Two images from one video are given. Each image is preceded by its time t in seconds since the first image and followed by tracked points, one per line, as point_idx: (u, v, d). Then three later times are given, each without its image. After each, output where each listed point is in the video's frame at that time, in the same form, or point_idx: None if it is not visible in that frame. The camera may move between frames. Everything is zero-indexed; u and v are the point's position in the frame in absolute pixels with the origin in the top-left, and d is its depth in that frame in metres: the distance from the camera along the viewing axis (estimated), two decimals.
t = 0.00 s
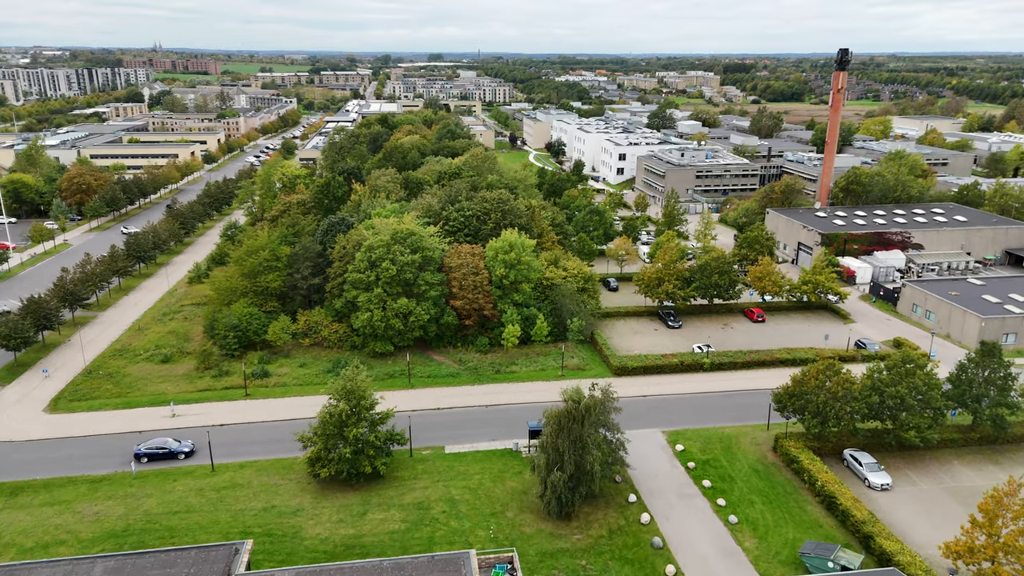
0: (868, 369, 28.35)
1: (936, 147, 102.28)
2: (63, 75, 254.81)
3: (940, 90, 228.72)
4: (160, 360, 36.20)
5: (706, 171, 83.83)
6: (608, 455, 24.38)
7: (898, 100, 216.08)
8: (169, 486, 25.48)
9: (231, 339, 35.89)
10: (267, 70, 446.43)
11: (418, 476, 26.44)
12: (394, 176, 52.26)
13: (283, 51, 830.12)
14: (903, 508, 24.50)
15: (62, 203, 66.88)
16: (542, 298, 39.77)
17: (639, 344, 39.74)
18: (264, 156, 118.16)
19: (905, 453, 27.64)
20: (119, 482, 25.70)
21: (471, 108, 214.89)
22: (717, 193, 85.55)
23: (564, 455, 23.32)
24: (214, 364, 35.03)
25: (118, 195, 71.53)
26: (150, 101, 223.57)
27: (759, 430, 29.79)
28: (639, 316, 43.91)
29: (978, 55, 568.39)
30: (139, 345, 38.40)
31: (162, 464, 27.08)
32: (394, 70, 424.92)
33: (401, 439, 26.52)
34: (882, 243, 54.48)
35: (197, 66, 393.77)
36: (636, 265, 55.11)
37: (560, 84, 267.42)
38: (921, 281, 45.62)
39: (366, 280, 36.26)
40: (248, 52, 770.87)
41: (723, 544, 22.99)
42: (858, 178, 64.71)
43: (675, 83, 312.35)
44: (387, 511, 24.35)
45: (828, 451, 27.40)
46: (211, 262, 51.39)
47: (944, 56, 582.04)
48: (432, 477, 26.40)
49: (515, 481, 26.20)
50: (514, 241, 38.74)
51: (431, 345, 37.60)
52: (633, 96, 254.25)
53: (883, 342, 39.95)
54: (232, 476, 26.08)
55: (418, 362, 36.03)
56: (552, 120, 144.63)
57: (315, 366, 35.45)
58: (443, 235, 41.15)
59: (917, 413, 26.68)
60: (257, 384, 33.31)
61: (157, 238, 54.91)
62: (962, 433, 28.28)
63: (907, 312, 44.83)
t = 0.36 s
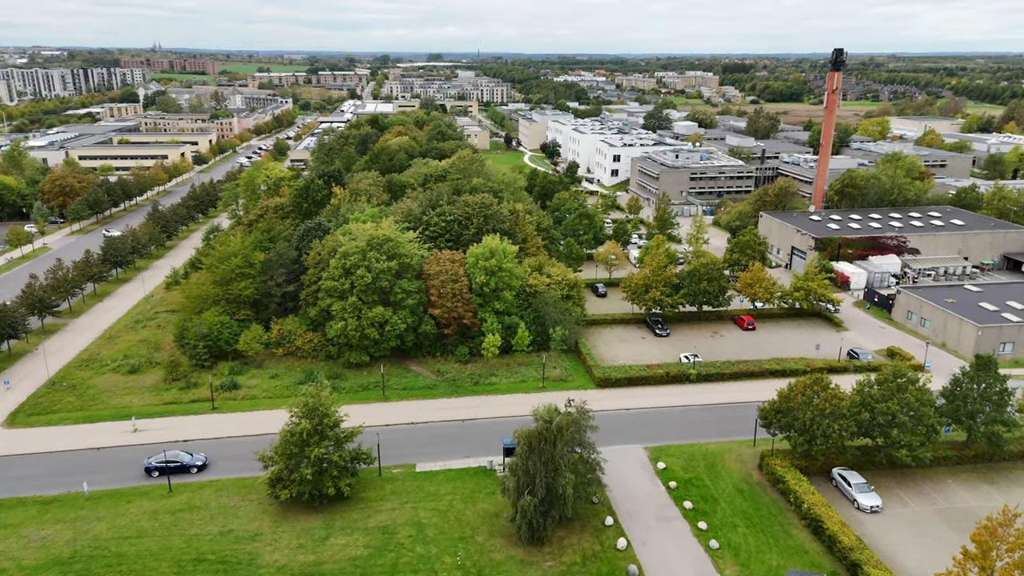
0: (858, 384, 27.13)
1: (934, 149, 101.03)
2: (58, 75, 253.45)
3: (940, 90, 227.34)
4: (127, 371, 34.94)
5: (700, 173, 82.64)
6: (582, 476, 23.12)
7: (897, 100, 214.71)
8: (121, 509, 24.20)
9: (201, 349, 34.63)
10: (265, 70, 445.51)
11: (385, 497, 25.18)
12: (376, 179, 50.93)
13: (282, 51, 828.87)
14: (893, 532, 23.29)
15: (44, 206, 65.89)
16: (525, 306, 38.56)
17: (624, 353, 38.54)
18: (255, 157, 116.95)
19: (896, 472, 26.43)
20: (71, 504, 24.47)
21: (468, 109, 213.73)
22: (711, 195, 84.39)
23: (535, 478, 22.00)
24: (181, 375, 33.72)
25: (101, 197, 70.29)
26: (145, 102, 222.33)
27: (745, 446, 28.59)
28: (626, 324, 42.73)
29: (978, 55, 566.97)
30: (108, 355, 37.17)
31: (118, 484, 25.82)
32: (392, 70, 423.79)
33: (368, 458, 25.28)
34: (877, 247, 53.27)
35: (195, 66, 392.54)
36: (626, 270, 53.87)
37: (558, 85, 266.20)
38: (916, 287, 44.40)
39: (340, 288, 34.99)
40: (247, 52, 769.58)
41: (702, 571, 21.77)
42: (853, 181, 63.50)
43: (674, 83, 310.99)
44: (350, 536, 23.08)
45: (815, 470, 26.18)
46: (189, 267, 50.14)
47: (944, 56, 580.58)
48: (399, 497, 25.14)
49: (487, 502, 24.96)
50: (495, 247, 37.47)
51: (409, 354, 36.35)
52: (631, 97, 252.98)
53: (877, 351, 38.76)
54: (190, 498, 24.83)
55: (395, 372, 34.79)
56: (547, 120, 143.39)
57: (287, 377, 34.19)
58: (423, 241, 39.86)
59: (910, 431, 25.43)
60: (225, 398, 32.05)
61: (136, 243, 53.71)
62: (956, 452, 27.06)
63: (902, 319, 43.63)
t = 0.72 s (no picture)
0: (846, 401, 25.88)
1: (933, 150, 99.75)
2: (52, 75, 251.91)
3: (940, 90, 226.08)
4: (92, 383, 33.66)
5: (694, 175, 81.43)
6: (556, 501, 21.92)
7: (897, 100, 213.43)
8: (70, 534, 22.91)
9: (169, 360, 33.36)
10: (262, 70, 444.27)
11: (349, 520, 23.90)
12: (359, 182, 49.69)
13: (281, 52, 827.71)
14: (884, 559, 22.02)
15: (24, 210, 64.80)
16: (507, 314, 37.35)
17: (609, 363, 37.29)
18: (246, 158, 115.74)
19: (887, 494, 25.20)
20: (17, 529, 23.18)
21: (465, 109, 212.53)
22: (706, 198, 83.17)
23: (503, 505, 20.73)
24: (147, 388, 32.45)
25: (84, 199, 69.10)
26: (139, 102, 221.14)
27: (730, 464, 27.35)
28: (613, 333, 41.49)
29: (978, 55, 565.26)
30: (74, 365, 35.88)
31: (68, 506, 24.53)
32: (390, 70, 422.67)
33: (332, 479, 24.00)
34: (872, 252, 52.03)
35: (192, 66, 391.24)
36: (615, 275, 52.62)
37: (556, 85, 265.14)
38: (912, 294, 43.18)
39: (313, 297, 33.72)
40: (245, 53, 768.38)
41: None
42: (849, 184, 62.26)
43: (672, 83, 309.77)
44: (310, 563, 21.79)
45: (802, 491, 24.95)
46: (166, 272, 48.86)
47: (944, 56, 579.32)
48: (365, 520, 23.87)
49: (456, 525, 23.68)
50: (476, 254, 36.21)
51: (385, 365, 35.10)
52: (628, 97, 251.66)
53: (870, 361, 37.57)
54: (143, 522, 23.54)
55: (370, 385, 33.53)
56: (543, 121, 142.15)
57: (258, 390, 32.92)
58: (403, 247, 38.59)
59: (902, 451, 24.18)
60: (191, 412, 30.79)
61: (114, 247, 52.51)
62: (951, 471, 25.82)
63: (897, 327, 42.42)
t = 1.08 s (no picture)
0: (836, 419, 24.62)
1: (932, 151, 98.51)
2: (47, 75, 250.81)
3: (939, 90, 224.78)
4: (54, 396, 32.39)
5: (689, 177, 80.22)
6: (528, 531, 20.53)
7: (896, 100, 212.15)
8: (12, 562, 21.57)
9: (134, 372, 32.09)
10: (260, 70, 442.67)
11: (309, 546, 22.56)
12: (340, 186, 48.39)
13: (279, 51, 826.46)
14: None
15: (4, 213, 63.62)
16: (488, 324, 36.09)
17: (593, 374, 36.05)
18: (238, 159, 114.56)
19: (877, 517, 23.93)
20: None
21: (461, 109, 211.32)
22: (701, 200, 81.95)
23: (468, 535, 19.34)
24: (111, 402, 31.17)
25: (66, 202, 67.90)
26: (134, 102, 219.83)
27: (715, 484, 26.08)
28: (599, 342, 40.24)
29: (978, 55, 564.23)
30: (39, 376, 34.62)
31: (14, 531, 23.20)
32: (389, 70, 422.00)
33: (292, 503, 22.65)
34: (868, 257, 50.78)
35: (189, 66, 389.85)
36: (604, 280, 51.34)
37: (554, 85, 264.42)
38: (908, 302, 41.95)
39: (284, 306, 32.40)
40: (244, 52, 767.05)
41: None
42: (844, 187, 60.98)
43: (671, 83, 308.60)
44: None
45: (788, 514, 23.69)
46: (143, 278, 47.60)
47: (945, 55, 577.25)
48: (326, 546, 22.53)
49: (422, 552, 22.36)
50: (455, 261, 34.86)
51: (360, 377, 33.81)
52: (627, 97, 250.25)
53: (863, 373, 36.35)
54: (90, 548, 22.20)
55: (343, 398, 32.24)
56: (538, 122, 140.99)
57: (226, 404, 31.62)
58: (380, 254, 37.29)
59: (894, 473, 22.89)
60: (154, 427, 29.51)
61: (91, 252, 51.30)
62: (946, 493, 24.54)
63: (892, 335, 41.17)
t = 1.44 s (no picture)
0: (824, 439, 23.39)
1: (930, 153, 97.27)
2: (42, 76, 249.55)
3: (939, 90, 223.42)
4: (13, 410, 31.07)
5: (683, 179, 79.01)
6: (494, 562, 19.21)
7: (896, 101, 210.80)
8: None
9: (96, 385, 30.79)
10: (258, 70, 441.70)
11: None
12: (321, 191, 47.10)
13: (278, 52, 825.22)
14: None
15: None
16: (467, 334, 34.81)
17: (577, 386, 34.79)
18: (229, 160, 113.29)
19: (867, 544, 22.67)
20: None
21: (458, 110, 210.29)
22: (695, 202, 80.72)
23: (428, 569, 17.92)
24: (71, 417, 29.87)
25: (48, 205, 66.66)
26: (129, 103, 218.58)
27: (698, 507, 24.80)
28: (584, 351, 38.99)
29: (978, 55, 563.31)
30: None
31: None
32: (387, 70, 420.86)
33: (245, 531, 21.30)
34: (863, 262, 49.48)
35: (187, 65, 388.70)
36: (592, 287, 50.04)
37: (552, 85, 263.13)
38: (904, 310, 40.72)
39: (252, 317, 31.08)
40: (243, 52, 765.63)
41: None
42: (840, 190, 59.70)
43: (669, 83, 307.30)
44: None
45: (772, 540, 22.44)
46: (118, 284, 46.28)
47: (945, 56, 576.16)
48: None
49: None
50: (432, 268, 33.53)
51: (333, 390, 32.52)
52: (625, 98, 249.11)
53: (856, 385, 35.11)
54: None
55: (314, 412, 30.93)
56: (533, 122, 139.73)
57: (191, 418, 30.30)
58: (357, 261, 36.00)
59: (886, 498, 21.56)
60: (113, 443, 28.20)
61: (66, 257, 49.99)
62: (940, 517, 23.27)
63: (887, 345, 39.93)
